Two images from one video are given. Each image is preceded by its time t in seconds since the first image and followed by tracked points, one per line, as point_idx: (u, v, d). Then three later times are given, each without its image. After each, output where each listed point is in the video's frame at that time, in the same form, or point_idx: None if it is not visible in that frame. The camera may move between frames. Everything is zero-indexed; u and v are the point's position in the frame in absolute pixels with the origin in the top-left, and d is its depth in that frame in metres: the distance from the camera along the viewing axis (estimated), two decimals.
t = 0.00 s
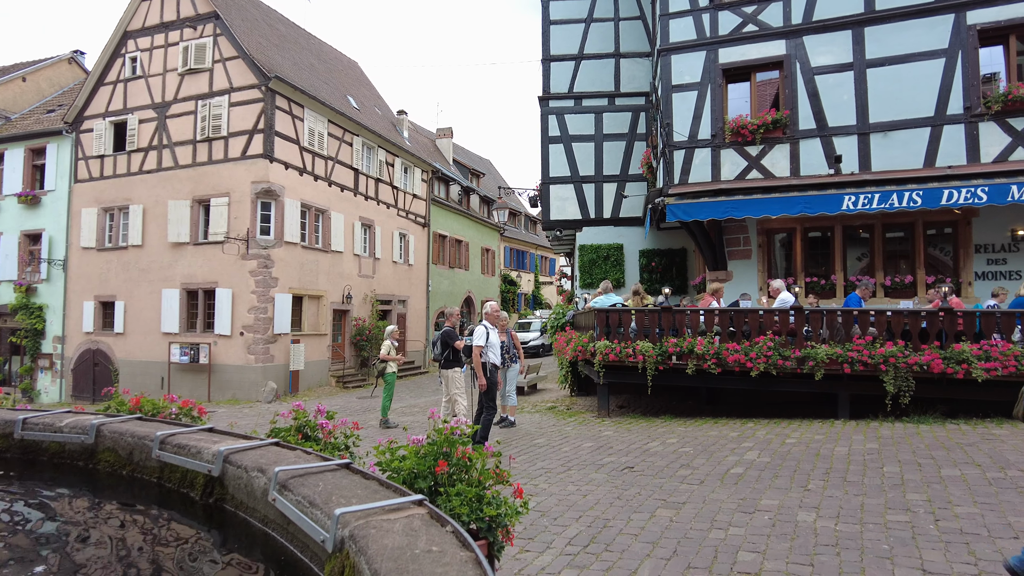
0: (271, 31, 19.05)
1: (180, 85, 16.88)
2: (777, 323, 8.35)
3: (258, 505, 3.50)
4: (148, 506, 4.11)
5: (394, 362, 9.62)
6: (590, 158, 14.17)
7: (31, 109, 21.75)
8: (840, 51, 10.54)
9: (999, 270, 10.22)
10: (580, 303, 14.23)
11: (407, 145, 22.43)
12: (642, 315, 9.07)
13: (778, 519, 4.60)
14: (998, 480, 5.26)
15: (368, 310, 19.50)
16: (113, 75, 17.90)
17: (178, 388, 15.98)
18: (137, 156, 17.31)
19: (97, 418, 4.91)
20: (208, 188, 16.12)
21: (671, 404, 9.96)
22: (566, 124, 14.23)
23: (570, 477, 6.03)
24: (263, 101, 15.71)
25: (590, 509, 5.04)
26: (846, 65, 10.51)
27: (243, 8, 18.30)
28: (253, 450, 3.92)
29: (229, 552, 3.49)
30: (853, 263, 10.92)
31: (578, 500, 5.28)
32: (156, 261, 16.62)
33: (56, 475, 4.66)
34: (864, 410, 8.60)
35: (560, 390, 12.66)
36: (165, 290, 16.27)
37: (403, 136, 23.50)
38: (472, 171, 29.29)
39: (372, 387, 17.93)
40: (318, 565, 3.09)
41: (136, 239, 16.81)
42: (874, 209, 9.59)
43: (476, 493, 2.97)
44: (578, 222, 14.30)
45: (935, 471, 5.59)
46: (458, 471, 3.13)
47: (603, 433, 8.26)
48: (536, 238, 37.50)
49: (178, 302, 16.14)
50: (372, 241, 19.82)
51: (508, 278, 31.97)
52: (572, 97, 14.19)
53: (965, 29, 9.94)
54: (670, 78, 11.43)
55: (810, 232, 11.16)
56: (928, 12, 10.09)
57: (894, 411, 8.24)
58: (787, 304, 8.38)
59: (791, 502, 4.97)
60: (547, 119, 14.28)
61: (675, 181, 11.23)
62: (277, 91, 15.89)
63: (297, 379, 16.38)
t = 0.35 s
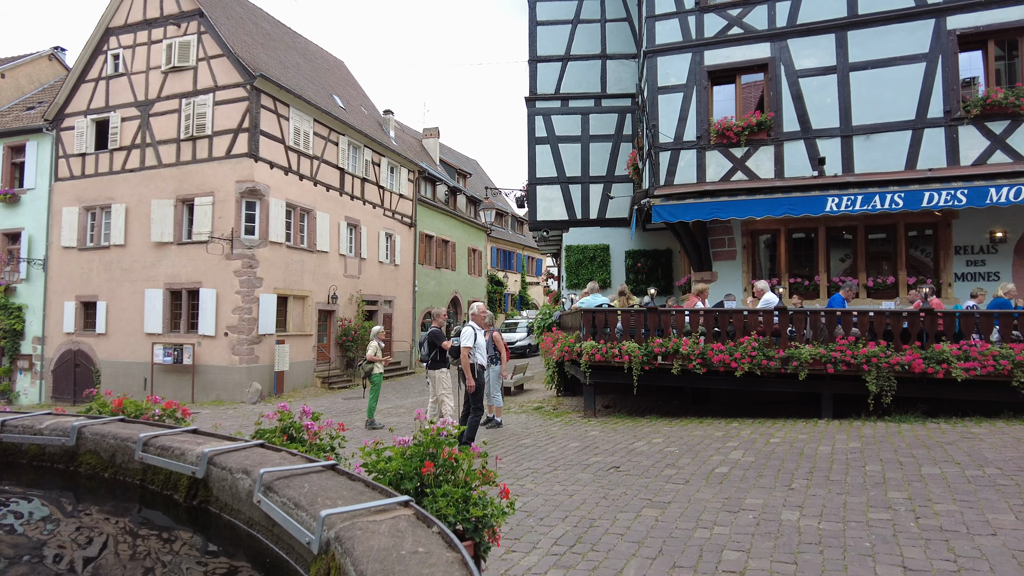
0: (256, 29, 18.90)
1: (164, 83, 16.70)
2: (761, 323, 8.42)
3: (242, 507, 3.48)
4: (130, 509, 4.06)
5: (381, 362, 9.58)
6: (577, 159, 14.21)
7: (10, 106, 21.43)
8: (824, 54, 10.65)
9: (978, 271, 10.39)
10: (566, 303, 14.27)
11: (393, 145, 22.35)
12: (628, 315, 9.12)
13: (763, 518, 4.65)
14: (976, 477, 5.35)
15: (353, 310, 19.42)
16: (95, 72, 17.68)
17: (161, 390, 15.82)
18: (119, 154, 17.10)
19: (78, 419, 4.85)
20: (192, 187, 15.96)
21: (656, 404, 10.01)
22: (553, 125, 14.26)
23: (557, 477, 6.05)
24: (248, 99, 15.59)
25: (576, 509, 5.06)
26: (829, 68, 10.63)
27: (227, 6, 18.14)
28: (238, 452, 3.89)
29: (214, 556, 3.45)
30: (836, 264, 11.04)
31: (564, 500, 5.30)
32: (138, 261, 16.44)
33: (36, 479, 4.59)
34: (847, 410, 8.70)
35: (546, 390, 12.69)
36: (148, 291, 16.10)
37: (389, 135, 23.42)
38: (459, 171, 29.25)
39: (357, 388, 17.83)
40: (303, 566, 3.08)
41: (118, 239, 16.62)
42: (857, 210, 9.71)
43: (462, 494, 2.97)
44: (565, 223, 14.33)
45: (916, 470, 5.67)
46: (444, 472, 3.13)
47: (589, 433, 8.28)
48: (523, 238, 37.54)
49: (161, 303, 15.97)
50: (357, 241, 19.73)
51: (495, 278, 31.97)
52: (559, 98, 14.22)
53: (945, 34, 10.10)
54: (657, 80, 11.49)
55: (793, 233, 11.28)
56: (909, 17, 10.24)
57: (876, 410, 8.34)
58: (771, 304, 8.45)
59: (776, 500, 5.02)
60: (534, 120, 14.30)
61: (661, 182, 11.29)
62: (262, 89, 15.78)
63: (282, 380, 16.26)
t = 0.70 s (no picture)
0: (242, 27, 18.77)
1: (148, 81, 16.54)
2: (746, 324, 8.48)
3: (227, 509, 3.45)
4: (113, 512, 4.02)
5: (368, 363, 9.54)
6: (564, 160, 14.24)
7: None
8: (808, 57, 10.76)
9: (959, 272, 10.55)
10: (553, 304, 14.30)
11: (380, 145, 22.28)
12: (614, 316, 9.15)
13: (747, 517, 4.69)
14: (956, 475, 5.43)
15: (340, 310, 19.33)
16: (77, 69, 17.47)
17: (144, 391, 15.66)
18: (102, 153, 16.91)
19: (59, 421, 4.79)
20: (176, 186, 15.82)
21: (643, 404, 10.05)
22: (540, 126, 14.29)
23: (544, 477, 6.07)
24: (234, 98, 15.47)
25: (563, 509, 5.08)
26: (813, 71, 10.74)
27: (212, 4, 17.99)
28: (222, 453, 3.86)
29: (197, 559, 3.43)
30: (820, 265, 11.15)
31: (551, 500, 5.32)
32: (122, 261, 16.26)
33: (16, 481, 4.53)
34: (830, 410, 8.78)
35: (533, 390, 12.71)
36: (132, 291, 15.93)
37: (376, 135, 23.34)
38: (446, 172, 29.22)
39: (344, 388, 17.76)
40: (288, 567, 3.06)
41: (101, 239, 16.42)
42: (840, 212, 9.82)
43: (448, 494, 2.98)
44: (552, 224, 14.35)
45: (898, 468, 5.75)
46: (431, 472, 3.13)
47: (576, 433, 8.31)
48: (510, 238, 37.57)
49: (144, 303, 15.81)
50: (344, 241, 19.65)
51: (482, 278, 31.96)
52: (546, 99, 14.25)
53: (926, 39, 10.25)
54: (643, 82, 11.55)
55: (778, 234, 11.37)
56: (891, 21, 10.38)
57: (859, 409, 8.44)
58: (756, 305, 8.52)
59: (761, 499, 5.07)
60: (521, 120, 14.32)
61: (648, 184, 11.35)
62: (248, 88, 15.67)
63: (268, 381, 16.15)
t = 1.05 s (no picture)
0: (228, 26, 18.63)
1: (132, 79, 16.38)
2: (732, 324, 8.54)
3: (211, 510, 3.43)
4: (96, 514, 3.98)
5: (355, 364, 9.50)
6: (551, 160, 14.26)
7: None
8: (794, 59, 10.86)
9: (941, 273, 10.69)
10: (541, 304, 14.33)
11: (367, 144, 22.20)
12: (602, 316, 9.19)
13: (733, 515, 4.72)
14: (938, 473, 5.51)
15: (326, 310, 19.25)
16: (59, 66, 17.27)
17: (128, 392, 15.51)
18: (85, 151, 16.71)
19: (41, 423, 4.73)
20: (161, 185, 15.67)
21: (630, 404, 10.10)
22: (528, 127, 14.30)
23: (531, 477, 6.08)
24: (220, 97, 15.36)
25: (550, 508, 5.09)
26: (799, 73, 10.84)
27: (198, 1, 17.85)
28: (207, 454, 3.83)
29: (182, 561, 3.40)
30: (805, 265, 11.26)
31: (538, 500, 5.33)
32: (105, 260, 16.08)
33: None
34: (815, 409, 8.87)
35: (521, 390, 12.73)
36: (115, 291, 15.76)
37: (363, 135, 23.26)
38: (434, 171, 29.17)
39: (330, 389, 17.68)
40: (273, 568, 3.05)
41: (84, 238, 16.24)
42: (825, 213, 9.92)
43: (434, 494, 2.98)
44: (540, 224, 14.37)
45: (881, 466, 5.82)
46: (417, 472, 3.13)
47: (564, 433, 8.32)
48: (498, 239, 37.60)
49: (128, 303, 15.64)
50: (331, 241, 19.57)
51: (470, 278, 31.95)
52: (534, 100, 14.28)
53: (909, 43, 10.39)
54: (630, 83, 11.60)
55: (764, 235, 11.46)
56: (875, 25, 10.51)
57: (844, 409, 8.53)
58: (742, 305, 8.58)
59: (746, 498, 5.11)
60: (509, 120, 14.33)
61: (635, 184, 11.40)
62: (234, 87, 15.56)
63: (254, 381, 16.04)
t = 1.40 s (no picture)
0: (215, 23, 18.49)
1: (116, 77, 16.21)
2: (718, 324, 8.59)
3: (195, 511, 3.40)
4: (77, 517, 3.93)
5: (342, 365, 9.45)
6: (539, 160, 14.27)
7: None
8: (780, 61, 10.94)
9: (924, 273, 10.82)
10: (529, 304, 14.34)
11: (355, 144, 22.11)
12: (590, 316, 9.21)
13: (719, 514, 4.75)
14: (921, 471, 5.58)
15: (314, 310, 19.15)
16: (42, 63, 17.06)
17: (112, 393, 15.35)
18: (68, 149, 16.51)
19: (21, 424, 4.67)
20: (146, 184, 15.53)
21: (617, 404, 10.13)
22: (516, 127, 14.31)
23: (519, 477, 6.09)
24: (206, 95, 15.23)
25: (538, 508, 5.09)
26: (784, 75, 10.92)
27: None
28: (191, 455, 3.80)
29: (165, 563, 3.37)
30: (791, 266, 11.35)
31: (526, 500, 5.33)
32: (89, 260, 15.90)
33: None
34: (801, 409, 8.94)
35: (509, 390, 12.73)
36: (99, 290, 15.58)
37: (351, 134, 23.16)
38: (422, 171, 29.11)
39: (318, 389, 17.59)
40: (258, 570, 3.03)
41: (67, 237, 16.05)
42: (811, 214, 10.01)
43: (420, 494, 2.97)
44: (528, 224, 14.38)
45: (865, 465, 5.88)
46: (403, 473, 3.12)
47: (551, 432, 8.33)
48: (486, 238, 37.60)
49: (112, 303, 15.48)
50: (318, 241, 19.47)
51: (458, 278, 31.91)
52: (522, 100, 14.29)
53: (892, 46, 10.51)
54: (618, 84, 11.63)
55: (750, 236, 11.54)
56: (859, 28, 10.61)
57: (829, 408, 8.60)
58: (729, 305, 8.64)
59: (732, 497, 5.14)
60: (497, 120, 14.32)
61: (622, 185, 11.44)
62: (220, 85, 15.43)
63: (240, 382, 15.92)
